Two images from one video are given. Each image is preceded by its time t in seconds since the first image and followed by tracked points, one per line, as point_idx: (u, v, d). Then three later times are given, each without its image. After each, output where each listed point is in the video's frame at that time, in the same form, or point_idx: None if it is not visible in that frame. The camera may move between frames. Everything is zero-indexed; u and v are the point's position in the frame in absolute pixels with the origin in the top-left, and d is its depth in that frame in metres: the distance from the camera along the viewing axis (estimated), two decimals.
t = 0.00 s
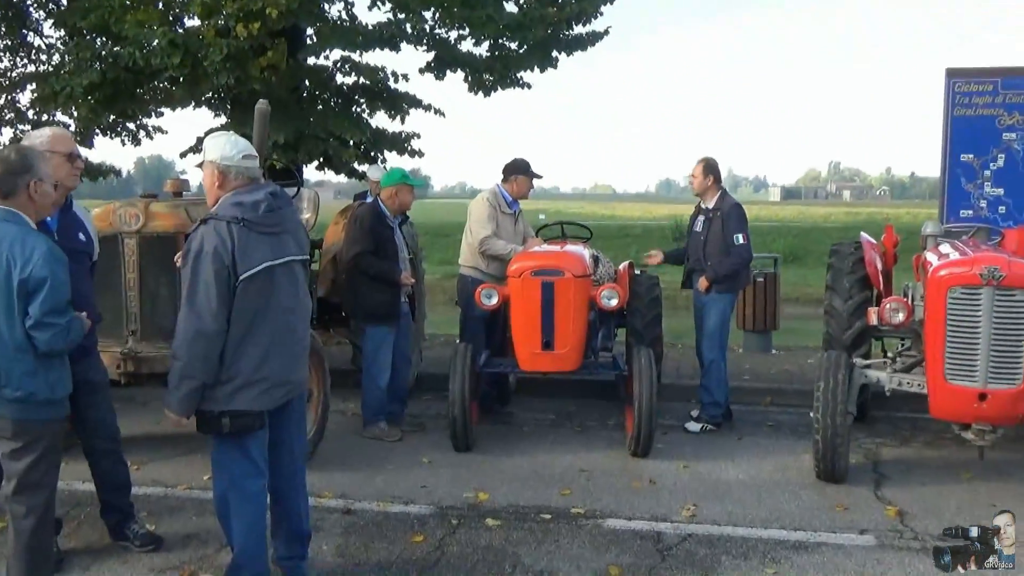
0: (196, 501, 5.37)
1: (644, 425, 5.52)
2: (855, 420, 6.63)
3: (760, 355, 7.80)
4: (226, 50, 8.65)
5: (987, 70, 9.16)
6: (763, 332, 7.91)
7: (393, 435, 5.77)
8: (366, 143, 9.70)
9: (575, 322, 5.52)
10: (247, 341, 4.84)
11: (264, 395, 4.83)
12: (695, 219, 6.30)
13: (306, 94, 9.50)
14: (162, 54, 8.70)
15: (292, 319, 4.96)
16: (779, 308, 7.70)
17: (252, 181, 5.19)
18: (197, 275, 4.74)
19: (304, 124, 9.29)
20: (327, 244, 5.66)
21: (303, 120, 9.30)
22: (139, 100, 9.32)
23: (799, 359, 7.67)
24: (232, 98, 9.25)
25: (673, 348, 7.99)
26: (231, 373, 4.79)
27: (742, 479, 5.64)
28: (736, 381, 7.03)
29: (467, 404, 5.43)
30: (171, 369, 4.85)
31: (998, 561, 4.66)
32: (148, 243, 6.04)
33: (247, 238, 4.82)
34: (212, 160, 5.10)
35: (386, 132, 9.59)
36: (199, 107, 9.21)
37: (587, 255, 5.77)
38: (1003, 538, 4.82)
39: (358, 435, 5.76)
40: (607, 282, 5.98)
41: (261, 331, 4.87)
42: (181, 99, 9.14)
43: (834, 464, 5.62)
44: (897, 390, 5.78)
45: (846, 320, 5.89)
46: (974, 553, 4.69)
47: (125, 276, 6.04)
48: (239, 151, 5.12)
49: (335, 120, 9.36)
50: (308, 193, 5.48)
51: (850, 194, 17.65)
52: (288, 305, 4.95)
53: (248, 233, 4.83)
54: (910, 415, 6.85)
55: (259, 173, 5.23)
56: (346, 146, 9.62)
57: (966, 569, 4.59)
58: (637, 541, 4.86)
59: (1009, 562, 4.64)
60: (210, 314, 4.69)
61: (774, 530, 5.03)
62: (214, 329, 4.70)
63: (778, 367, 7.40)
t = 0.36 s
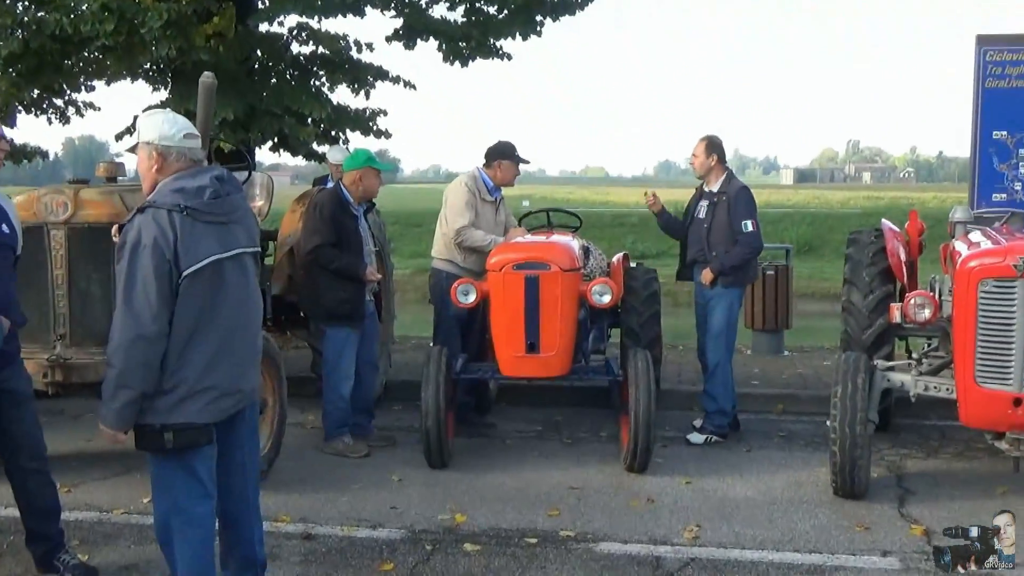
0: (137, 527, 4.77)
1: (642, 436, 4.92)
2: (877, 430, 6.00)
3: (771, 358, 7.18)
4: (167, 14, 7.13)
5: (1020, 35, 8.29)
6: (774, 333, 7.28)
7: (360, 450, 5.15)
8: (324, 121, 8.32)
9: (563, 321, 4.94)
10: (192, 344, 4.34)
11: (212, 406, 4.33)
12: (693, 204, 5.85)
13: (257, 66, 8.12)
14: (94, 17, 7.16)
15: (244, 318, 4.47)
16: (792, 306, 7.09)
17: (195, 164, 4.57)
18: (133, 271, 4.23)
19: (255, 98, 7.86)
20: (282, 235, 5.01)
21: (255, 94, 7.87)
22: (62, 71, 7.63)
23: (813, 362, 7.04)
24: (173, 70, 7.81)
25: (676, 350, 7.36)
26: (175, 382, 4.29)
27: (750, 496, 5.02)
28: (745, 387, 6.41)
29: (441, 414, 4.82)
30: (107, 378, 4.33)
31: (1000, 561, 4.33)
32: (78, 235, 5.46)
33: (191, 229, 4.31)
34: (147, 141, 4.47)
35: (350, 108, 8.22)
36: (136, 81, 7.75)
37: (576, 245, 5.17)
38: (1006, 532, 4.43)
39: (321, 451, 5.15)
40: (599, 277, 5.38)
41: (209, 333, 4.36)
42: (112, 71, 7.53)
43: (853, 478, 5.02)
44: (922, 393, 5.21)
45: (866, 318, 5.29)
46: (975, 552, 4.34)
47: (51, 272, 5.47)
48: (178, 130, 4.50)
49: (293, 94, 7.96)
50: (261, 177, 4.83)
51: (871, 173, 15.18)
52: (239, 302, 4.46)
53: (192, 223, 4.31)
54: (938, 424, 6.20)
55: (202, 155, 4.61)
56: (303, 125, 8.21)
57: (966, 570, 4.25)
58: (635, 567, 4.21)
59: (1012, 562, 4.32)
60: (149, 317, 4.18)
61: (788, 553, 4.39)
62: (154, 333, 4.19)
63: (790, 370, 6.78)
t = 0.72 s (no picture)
0: (76, 558, 4.14)
1: (650, 449, 4.38)
2: (915, 441, 5.40)
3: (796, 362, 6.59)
4: None
5: None
6: (799, 335, 6.70)
7: (333, 468, 4.58)
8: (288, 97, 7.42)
9: (560, 322, 4.39)
10: (139, 349, 3.82)
11: (163, 419, 3.82)
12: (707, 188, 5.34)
13: (213, 36, 7.18)
14: None
15: (200, 319, 3.95)
16: (818, 304, 6.51)
17: (143, 146, 3.95)
18: (71, 267, 3.69)
19: (209, 71, 7.02)
20: (241, 226, 4.51)
21: (208, 66, 7.02)
22: None
23: (843, 366, 6.45)
24: (115, 38, 6.98)
25: (692, 354, 6.79)
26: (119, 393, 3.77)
27: (772, 518, 4.45)
28: (767, 394, 5.84)
29: (424, 426, 4.27)
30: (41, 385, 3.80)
31: (1001, 562, 4.06)
32: (7, 227, 4.97)
33: (138, 219, 3.76)
34: (83, 120, 3.83)
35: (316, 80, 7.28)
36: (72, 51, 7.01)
37: (574, 235, 4.61)
38: (1004, 533, 4.23)
39: (289, 470, 4.59)
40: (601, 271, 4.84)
41: (159, 337, 3.83)
42: (47, 39, 6.82)
43: (888, 496, 4.45)
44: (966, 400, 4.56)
45: (901, 315, 4.73)
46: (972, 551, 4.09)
47: None
48: (120, 108, 3.87)
49: (249, 65, 7.09)
50: (217, 161, 4.28)
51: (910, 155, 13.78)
52: (194, 302, 3.93)
53: (140, 212, 3.77)
54: (982, 435, 5.60)
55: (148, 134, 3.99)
56: (265, 101, 7.30)
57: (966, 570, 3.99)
58: None
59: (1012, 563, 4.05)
60: (89, 319, 3.65)
61: None
62: (95, 337, 3.66)
63: (817, 376, 6.19)
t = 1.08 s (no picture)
0: None
1: (658, 466, 4.01)
2: (952, 454, 4.97)
3: (820, 366, 6.17)
4: None
5: None
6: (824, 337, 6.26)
7: (309, 486, 4.20)
8: (257, 76, 6.99)
9: (557, 324, 4.10)
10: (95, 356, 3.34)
11: (120, 434, 3.35)
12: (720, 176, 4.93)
13: (174, 8, 6.73)
14: None
15: (161, 325, 3.48)
16: (843, 305, 6.09)
17: (95, 130, 3.46)
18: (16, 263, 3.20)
19: (169, 48, 6.59)
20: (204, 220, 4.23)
21: (168, 42, 6.59)
22: None
23: (872, 372, 6.02)
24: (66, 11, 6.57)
25: (707, 357, 6.38)
26: (73, 405, 3.28)
27: (793, 540, 4.04)
28: (788, 401, 5.42)
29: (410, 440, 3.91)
30: None
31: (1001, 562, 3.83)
32: None
33: (93, 209, 3.29)
34: (23, 105, 3.35)
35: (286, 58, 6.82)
36: (17, 26, 6.58)
37: (574, 229, 4.31)
38: (1005, 531, 3.97)
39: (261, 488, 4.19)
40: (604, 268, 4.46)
41: (120, 341, 3.35)
42: None
43: (920, 515, 4.03)
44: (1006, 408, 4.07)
45: (934, 314, 4.32)
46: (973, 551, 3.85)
47: None
48: (60, 88, 3.37)
49: (213, 40, 6.63)
50: (180, 147, 3.88)
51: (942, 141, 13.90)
52: (156, 305, 3.46)
53: (95, 201, 3.30)
54: None
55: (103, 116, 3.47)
56: (231, 80, 6.85)
57: (964, 569, 3.81)
58: None
59: (1012, 563, 3.84)
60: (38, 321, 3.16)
61: None
62: (45, 342, 3.18)
63: (844, 382, 5.77)
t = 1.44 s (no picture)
0: None
1: (665, 480, 3.71)
2: (987, 463, 4.61)
3: (843, 369, 5.83)
4: None
5: None
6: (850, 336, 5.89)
7: (282, 501, 3.96)
8: (225, 51, 6.53)
9: (554, 322, 3.89)
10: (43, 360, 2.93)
11: (74, 446, 2.92)
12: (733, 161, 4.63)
13: None
14: None
15: (119, 327, 3.06)
16: (869, 304, 5.75)
17: (46, 110, 3.06)
18: None
19: (127, 21, 6.13)
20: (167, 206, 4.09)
21: (126, 14, 6.13)
22: None
23: (900, 375, 5.66)
24: None
25: (721, 358, 6.05)
26: (19, 413, 2.85)
27: (813, 558, 3.70)
28: (808, 407, 5.08)
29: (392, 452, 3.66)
30: None
31: (1001, 561, 3.70)
32: None
33: (40, 197, 2.90)
34: None
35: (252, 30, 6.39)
36: None
37: (572, 219, 4.09)
38: (1005, 529, 3.76)
39: (228, 503, 3.96)
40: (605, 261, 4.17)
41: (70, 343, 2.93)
42: None
43: (952, 531, 3.68)
44: None
45: (967, 310, 3.99)
46: (973, 551, 3.71)
47: None
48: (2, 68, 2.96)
49: (175, 12, 6.20)
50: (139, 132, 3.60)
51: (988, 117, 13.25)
52: (114, 306, 3.06)
53: (43, 188, 2.91)
54: None
55: (52, 97, 3.07)
56: (196, 55, 6.43)
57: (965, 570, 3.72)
58: None
59: (1013, 562, 3.71)
60: None
61: None
62: None
63: (869, 386, 5.40)
